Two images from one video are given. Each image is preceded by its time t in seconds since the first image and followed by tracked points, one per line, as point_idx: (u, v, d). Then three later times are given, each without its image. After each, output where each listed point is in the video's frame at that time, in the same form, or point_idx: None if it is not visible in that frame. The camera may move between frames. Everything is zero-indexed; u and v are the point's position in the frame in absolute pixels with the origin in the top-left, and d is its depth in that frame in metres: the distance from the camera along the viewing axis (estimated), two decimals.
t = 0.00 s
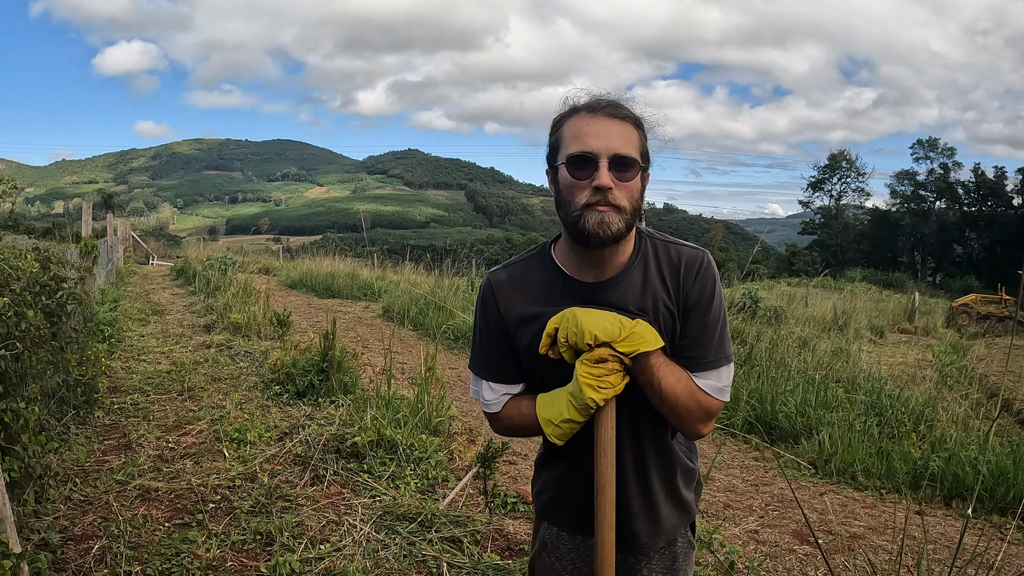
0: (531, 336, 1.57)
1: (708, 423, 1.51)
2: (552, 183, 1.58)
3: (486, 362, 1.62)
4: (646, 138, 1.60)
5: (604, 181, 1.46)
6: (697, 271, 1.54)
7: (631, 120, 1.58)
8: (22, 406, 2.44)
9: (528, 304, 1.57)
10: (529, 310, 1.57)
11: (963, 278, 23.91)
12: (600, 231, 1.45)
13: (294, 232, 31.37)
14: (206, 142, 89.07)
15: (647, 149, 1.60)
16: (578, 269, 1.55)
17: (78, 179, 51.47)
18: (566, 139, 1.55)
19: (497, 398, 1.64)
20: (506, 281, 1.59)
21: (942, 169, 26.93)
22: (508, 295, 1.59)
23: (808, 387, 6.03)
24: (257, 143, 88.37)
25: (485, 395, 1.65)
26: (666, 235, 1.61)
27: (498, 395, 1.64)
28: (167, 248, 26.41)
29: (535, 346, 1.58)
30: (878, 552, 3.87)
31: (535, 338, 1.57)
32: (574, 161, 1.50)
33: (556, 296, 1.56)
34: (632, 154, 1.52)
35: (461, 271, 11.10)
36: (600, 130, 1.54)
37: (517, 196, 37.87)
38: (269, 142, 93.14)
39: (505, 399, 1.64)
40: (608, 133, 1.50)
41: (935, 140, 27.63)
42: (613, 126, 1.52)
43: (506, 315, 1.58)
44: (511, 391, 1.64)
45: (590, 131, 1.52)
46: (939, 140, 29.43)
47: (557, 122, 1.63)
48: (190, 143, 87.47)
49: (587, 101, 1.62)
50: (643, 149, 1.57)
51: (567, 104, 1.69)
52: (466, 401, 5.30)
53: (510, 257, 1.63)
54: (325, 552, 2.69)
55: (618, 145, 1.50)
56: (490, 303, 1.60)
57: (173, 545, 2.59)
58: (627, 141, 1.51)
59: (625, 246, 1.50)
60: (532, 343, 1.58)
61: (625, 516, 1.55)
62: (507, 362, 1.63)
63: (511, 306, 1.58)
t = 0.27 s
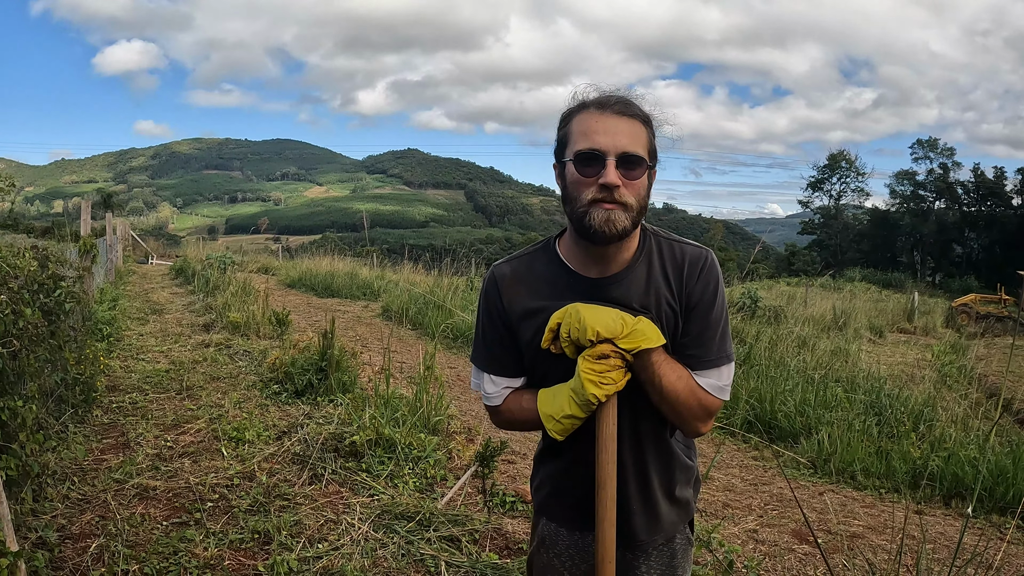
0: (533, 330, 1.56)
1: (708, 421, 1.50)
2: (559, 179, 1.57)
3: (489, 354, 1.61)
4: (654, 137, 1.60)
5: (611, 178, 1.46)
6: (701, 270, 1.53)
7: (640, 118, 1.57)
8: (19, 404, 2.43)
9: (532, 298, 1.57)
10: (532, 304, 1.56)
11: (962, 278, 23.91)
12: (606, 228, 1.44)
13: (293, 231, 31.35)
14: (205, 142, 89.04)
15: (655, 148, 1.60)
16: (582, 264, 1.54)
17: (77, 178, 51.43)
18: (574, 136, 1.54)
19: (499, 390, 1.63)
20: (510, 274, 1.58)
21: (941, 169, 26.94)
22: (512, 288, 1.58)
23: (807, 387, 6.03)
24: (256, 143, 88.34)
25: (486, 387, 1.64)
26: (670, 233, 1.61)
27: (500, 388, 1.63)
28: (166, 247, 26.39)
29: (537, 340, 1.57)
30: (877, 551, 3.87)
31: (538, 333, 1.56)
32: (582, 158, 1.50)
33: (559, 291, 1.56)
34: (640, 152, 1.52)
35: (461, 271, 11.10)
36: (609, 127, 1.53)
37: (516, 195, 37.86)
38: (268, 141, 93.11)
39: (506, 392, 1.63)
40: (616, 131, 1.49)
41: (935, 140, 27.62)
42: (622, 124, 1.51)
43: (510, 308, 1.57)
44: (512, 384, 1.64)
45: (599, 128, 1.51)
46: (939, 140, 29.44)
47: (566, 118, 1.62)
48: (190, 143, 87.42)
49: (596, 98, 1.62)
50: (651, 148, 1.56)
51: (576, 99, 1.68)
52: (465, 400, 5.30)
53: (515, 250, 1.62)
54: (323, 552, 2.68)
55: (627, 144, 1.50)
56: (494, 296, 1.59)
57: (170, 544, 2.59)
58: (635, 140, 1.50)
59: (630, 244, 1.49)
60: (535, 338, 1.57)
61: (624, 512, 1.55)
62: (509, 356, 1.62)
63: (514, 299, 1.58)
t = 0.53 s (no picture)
0: (535, 323, 1.56)
1: (707, 419, 1.50)
2: (567, 173, 1.57)
3: (490, 346, 1.61)
4: (663, 135, 1.59)
5: (618, 175, 1.45)
6: (703, 268, 1.53)
7: (651, 116, 1.56)
8: (17, 403, 2.42)
9: (535, 291, 1.56)
10: (535, 297, 1.56)
11: (962, 278, 23.90)
12: (612, 224, 1.44)
13: (292, 231, 31.33)
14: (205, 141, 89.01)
15: (664, 147, 1.59)
16: (586, 259, 1.54)
17: (76, 177, 51.38)
18: (584, 131, 1.54)
19: (499, 382, 1.63)
20: (514, 267, 1.58)
21: (941, 169, 26.95)
22: (515, 280, 1.58)
23: (806, 386, 6.03)
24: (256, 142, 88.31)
25: (487, 378, 1.64)
26: (674, 231, 1.60)
27: (501, 379, 1.62)
28: (165, 246, 26.38)
29: (539, 333, 1.57)
30: (876, 551, 3.87)
31: (540, 326, 1.56)
32: (591, 154, 1.49)
33: (563, 284, 1.55)
34: (650, 150, 1.51)
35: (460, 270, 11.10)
36: (619, 124, 1.52)
37: (516, 195, 37.86)
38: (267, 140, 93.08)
39: (507, 384, 1.63)
40: (627, 128, 1.48)
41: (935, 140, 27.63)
42: (633, 121, 1.50)
43: (513, 300, 1.57)
44: (513, 376, 1.63)
45: (609, 124, 1.51)
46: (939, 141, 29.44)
47: (577, 112, 1.61)
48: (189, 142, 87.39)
49: (608, 93, 1.60)
50: (661, 147, 1.55)
51: (587, 95, 1.68)
52: (464, 399, 5.30)
53: (519, 243, 1.62)
54: (321, 550, 2.67)
55: (637, 142, 1.49)
56: (497, 287, 1.59)
57: (168, 542, 2.58)
58: (645, 138, 1.50)
59: (634, 241, 1.49)
60: (536, 331, 1.57)
61: (622, 508, 1.54)
62: (511, 347, 1.62)
63: (517, 291, 1.57)
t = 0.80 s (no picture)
0: (534, 319, 1.55)
1: (706, 416, 1.50)
2: (570, 167, 1.57)
3: (489, 343, 1.61)
4: (668, 134, 1.59)
5: (621, 171, 1.45)
6: (702, 265, 1.53)
7: (656, 114, 1.56)
8: (15, 399, 2.41)
9: (534, 287, 1.56)
10: (534, 293, 1.55)
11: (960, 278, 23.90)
12: (612, 220, 1.44)
13: (291, 230, 31.30)
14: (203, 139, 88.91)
15: (667, 145, 1.59)
16: (585, 255, 1.54)
17: (74, 175, 51.28)
18: (589, 126, 1.53)
19: (498, 377, 1.62)
20: (513, 263, 1.58)
21: (940, 170, 26.97)
22: (514, 277, 1.58)
23: (804, 386, 6.04)
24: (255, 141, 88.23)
25: (486, 373, 1.63)
26: (674, 229, 1.60)
27: (499, 375, 1.62)
28: (164, 244, 26.35)
29: (537, 329, 1.57)
30: (874, 550, 3.88)
31: (538, 322, 1.56)
32: (595, 149, 1.49)
33: (561, 280, 1.55)
34: (654, 148, 1.50)
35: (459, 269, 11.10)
36: (624, 120, 1.52)
37: (515, 195, 37.84)
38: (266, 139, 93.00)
39: (505, 380, 1.63)
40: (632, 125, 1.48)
41: (934, 140, 27.66)
42: (638, 119, 1.50)
43: (512, 297, 1.57)
44: (512, 372, 1.63)
45: (614, 120, 1.50)
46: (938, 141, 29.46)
47: (582, 107, 1.60)
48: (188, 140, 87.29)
49: (614, 89, 1.60)
50: (664, 145, 1.55)
51: (593, 90, 1.67)
52: (463, 398, 5.29)
53: (520, 239, 1.61)
54: (318, 548, 2.67)
55: (640, 139, 1.49)
56: (497, 283, 1.59)
57: (166, 540, 2.57)
58: (650, 135, 1.49)
59: (634, 238, 1.49)
60: (535, 327, 1.56)
61: (620, 505, 1.54)
62: (509, 344, 1.62)
63: (516, 287, 1.57)
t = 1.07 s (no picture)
0: (530, 321, 1.55)
1: (703, 413, 1.50)
2: (558, 167, 1.56)
3: (486, 347, 1.61)
4: (654, 128, 1.59)
5: (609, 167, 1.45)
6: (697, 260, 1.53)
7: (642, 109, 1.56)
8: (11, 397, 2.41)
9: (528, 289, 1.56)
10: (529, 295, 1.55)
11: (957, 279, 23.94)
12: (603, 217, 1.44)
13: (288, 228, 31.26)
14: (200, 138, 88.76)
15: (655, 140, 1.59)
16: (579, 255, 1.54)
17: (70, 173, 51.11)
18: (575, 124, 1.53)
19: (496, 382, 1.63)
20: (506, 267, 1.58)
21: (937, 170, 27.03)
22: (509, 279, 1.58)
23: (801, 386, 6.05)
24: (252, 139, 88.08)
25: (484, 379, 1.64)
26: (668, 224, 1.60)
27: (497, 379, 1.63)
28: (161, 243, 26.28)
29: (534, 330, 1.57)
30: (871, 549, 3.88)
31: (534, 324, 1.56)
32: (582, 147, 1.49)
33: (556, 282, 1.55)
34: (641, 142, 1.51)
35: (456, 268, 11.10)
36: (610, 116, 1.52)
37: (513, 194, 37.83)
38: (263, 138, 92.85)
39: (504, 384, 1.63)
40: (618, 120, 1.48)
41: (931, 141, 27.71)
42: (623, 114, 1.50)
43: (506, 300, 1.57)
44: (509, 376, 1.63)
45: (600, 117, 1.50)
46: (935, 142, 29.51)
47: (568, 107, 1.61)
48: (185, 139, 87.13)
49: (599, 87, 1.60)
50: (652, 139, 1.55)
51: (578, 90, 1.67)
52: (460, 397, 5.30)
53: (513, 242, 1.62)
54: (316, 546, 2.67)
55: (627, 134, 1.49)
56: (491, 287, 1.59)
57: (163, 538, 2.57)
58: (636, 130, 1.49)
59: (626, 234, 1.49)
60: (531, 328, 1.56)
61: (620, 505, 1.54)
62: (506, 347, 1.62)
63: (511, 291, 1.57)
